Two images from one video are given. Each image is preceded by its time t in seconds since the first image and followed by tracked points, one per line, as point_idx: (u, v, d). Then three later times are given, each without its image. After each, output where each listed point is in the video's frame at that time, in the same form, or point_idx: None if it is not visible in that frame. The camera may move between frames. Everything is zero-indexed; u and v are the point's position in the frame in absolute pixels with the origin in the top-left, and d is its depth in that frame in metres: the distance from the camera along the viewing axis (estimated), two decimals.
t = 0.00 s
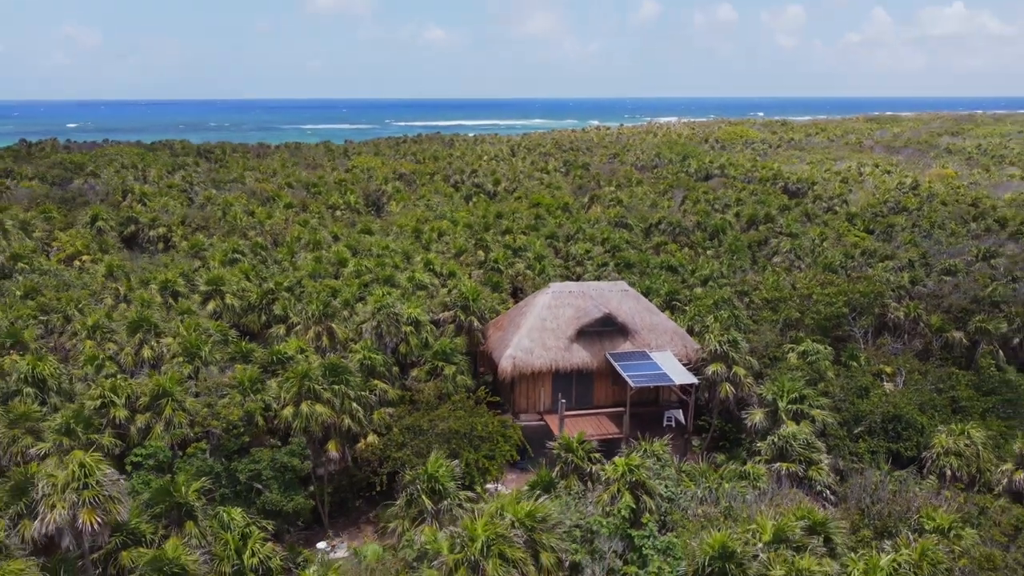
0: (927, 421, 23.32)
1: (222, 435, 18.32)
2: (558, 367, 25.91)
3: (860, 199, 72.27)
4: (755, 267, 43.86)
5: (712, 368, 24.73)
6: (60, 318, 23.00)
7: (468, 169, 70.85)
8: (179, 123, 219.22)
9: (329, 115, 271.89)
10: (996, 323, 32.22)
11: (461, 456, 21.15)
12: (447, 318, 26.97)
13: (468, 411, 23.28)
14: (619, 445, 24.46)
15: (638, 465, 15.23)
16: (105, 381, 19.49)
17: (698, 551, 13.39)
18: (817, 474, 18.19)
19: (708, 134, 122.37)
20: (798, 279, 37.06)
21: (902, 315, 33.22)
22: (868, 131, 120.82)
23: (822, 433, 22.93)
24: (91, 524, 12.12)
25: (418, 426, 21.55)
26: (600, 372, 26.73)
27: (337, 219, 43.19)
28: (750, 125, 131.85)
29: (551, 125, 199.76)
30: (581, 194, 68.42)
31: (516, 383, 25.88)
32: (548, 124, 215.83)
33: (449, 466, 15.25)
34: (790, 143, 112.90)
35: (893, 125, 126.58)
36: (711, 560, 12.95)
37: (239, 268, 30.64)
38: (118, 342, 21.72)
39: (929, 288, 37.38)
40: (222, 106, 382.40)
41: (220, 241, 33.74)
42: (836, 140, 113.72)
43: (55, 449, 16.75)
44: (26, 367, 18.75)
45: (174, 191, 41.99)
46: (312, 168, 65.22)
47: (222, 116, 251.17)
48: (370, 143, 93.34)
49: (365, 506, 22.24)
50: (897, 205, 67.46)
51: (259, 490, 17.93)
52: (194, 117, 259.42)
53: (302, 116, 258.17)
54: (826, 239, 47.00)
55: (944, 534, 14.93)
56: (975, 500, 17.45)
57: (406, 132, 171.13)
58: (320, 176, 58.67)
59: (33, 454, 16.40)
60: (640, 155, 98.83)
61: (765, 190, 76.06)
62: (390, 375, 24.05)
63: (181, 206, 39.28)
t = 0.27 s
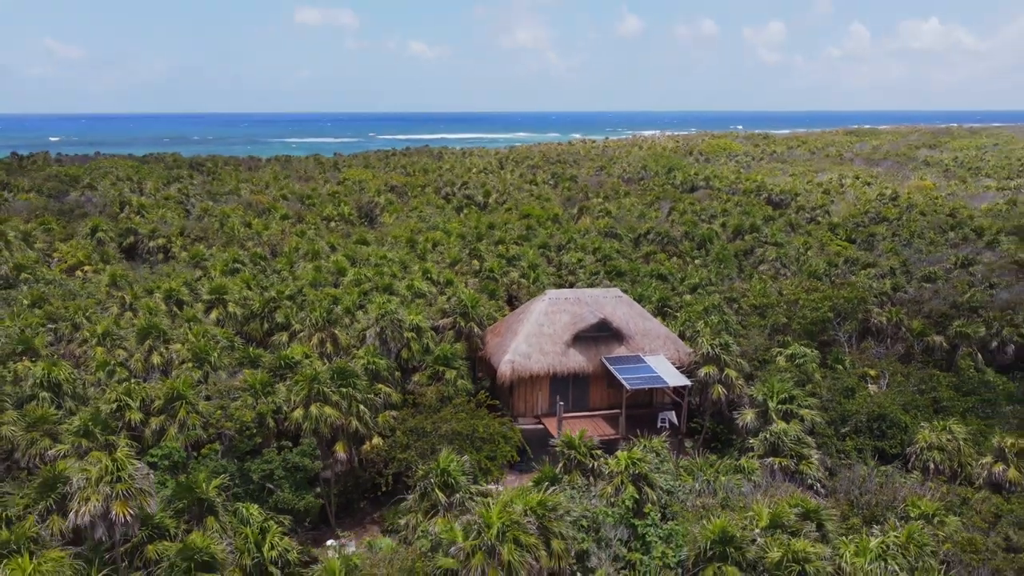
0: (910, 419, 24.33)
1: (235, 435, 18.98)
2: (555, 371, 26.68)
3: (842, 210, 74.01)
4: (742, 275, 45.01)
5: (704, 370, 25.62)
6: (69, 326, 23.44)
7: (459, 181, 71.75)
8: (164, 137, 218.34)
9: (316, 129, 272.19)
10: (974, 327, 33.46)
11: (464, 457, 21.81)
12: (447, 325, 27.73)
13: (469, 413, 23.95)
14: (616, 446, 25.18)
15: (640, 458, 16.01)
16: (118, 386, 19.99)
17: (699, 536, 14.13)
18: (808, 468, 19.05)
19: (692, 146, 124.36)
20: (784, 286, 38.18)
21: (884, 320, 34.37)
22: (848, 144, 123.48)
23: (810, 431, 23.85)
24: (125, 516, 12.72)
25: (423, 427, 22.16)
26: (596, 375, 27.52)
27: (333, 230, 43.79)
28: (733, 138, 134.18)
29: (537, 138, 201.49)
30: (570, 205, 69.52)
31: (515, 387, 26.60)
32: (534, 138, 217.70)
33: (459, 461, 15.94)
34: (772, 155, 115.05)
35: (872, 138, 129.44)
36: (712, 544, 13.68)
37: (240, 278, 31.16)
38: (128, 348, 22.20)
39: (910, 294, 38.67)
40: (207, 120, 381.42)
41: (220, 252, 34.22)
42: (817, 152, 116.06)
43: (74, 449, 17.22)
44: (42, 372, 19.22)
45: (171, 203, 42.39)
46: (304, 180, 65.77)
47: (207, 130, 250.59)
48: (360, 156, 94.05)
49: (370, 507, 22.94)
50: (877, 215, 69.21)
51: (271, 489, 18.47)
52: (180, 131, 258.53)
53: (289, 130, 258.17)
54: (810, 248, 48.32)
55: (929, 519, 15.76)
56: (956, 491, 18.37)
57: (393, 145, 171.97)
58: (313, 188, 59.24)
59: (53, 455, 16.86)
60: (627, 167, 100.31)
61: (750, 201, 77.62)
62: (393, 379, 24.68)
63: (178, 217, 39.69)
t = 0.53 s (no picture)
0: (894, 418, 25.32)
1: (243, 437, 19.76)
2: (551, 374, 27.42)
3: (823, 219, 75.73)
4: (728, 282, 46.13)
5: (696, 371, 26.45)
6: (76, 333, 23.82)
7: (448, 192, 72.57)
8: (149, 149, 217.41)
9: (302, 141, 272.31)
10: (952, 330, 34.67)
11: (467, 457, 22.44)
12: (445, 331, 28.40)
13: (470, 415, 24.60)
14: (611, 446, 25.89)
15: (641, 452, 16.77)
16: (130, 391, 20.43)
17: (699, 524, 14.77)
18: (799, 463, 19.93)
19: (677, 158, 126.30)
20: (770, 292, 39.27)
21: (867, 324, 35.48)
22: (827, 155, 126.07)
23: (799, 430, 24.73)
24: (152, 510, 13.24)
25: (426, 429, 22.74)
26: (591, 379, 28.29)
27: (327, 239, 44.33)
28: (716, 150, 136.40)
29: (523, 150, 203.04)
30: (558, 216, 70.53)
31: (513, 390, 27.25)
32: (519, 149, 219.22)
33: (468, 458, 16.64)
34: (754, 166, 117.17)
35: (850, 149, 132.22)
36: (712, 531, 14.32)
37: (240, 286, 31.63)
38: (136, 354, 22.60)
39: (890, 300, 39.93)
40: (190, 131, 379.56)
41: (218, 261, 34.66)
42: (798, 164, 118.38)
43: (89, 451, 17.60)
44: (55, 377, 19.62)
45: (166, 214, 42.73)
46: (294, 191, 66.21)
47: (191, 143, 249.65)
48: (348, 167, 94.64)
49: (373, 508, 23.45)
50: (858, 224, 70.93)
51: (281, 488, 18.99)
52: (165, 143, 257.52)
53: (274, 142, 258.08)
54: (794, 257, 49.60)
55: (915, 507, 16.56)
56: (938, 482, 19.29)
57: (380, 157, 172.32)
58: (305, 199, 59.75)
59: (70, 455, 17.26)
60: (613, 178, 101.72)
61: (734, 211, 79.14)
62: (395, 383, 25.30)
63: (174, 228, 40.05)
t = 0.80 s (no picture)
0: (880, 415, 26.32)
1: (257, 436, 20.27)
2: (549, 377, 28.14)
3: (806, 227, 77.35)
4: (716, 288, 47.20)
5: (690, 373, 27.30)
6: (84, 339, 24.20)
7: (438, 202, 73.29)
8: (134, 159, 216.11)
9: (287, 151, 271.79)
10: (933, 333, 35.87)
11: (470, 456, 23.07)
12: (445, 335, 29.07)
13: (471, 416, 25.25)
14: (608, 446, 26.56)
15: (642, 446, 17.53)
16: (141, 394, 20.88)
17: (700, 512, 15.47)
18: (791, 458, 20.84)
19: (662, 168, 128.05)
20: (758, 298, 40.32)
21: (851, 327, 36.58)
22: (808, 165, 128.53)
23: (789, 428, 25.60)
24: (179, 502, 14.05)
25: (430, 430, 23.32)
26: (587, 381, 29.02)
27: (323, 247, 44.85)
28: (700, 160, 138.39)
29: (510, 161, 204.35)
30: (548, 224, 71.49)
31: (511, 392, 27.93)
32: (505, 160, 220.53)
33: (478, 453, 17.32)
34: (738, 176, 119.12)
35: (831, 159, 134.75)
36: (713, 519, 15.02)
37: (240, 293, 32.08)
38: (144, 358, 23.04)
39: (873, 304, 41.16)
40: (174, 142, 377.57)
41: (217, 269, 35.08)
42: (780, 173, 120.51)
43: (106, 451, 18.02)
44: (69, 380, 20.02)
45: (162, 222, 43.05)
46: (286, 200, 66.61)
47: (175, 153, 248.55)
48: (337, 177, 95.11)
49: (377, 507, 23.96)
50: (840, 232, 72.56)
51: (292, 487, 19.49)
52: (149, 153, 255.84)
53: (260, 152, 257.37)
54: (779, 263, 50.84)
55: (902, 495, 17.45)
56: (923, 475, 20.22)
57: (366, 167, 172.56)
58: (297, 208, 60.18)
59: (88, 455, 17.67)
60: (600, 187, 103.01)
61: (719, 219, 80.55)
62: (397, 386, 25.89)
63: (171, 236, 40.38)
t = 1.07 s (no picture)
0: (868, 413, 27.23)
1: (268, 436, 21.10)
2: (548, 378, 28.83)
3: (792, 234, 78.85)
4: (706, 292, 48.18)
5: (685, 373, 28.12)
6: (93, 343, 24.61)
7: (430, 210, 73.97)
8: (119, 167, 214.66)
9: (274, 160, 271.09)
10: (917, 334, 37.00)
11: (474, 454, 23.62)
12: (445, 338, 29.65)
13: (474, 416, 25.87)
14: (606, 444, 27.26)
15: (645, 441, 18.26)
16: (154, 395, 21.36)
17: (702, 501, 16.11)
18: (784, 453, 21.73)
19: (648, 175, 129.53)
20: (747, 302, 41.31)
21: (838, 329, 37.62)
22: (792, 173, 130.68)
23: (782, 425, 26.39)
24: (206, 493, 15.04)
25: (435, 429, 23.83)
26: (585, 382, 29.72)
27: (319, 254, 45.33)
28: (686, 168, 140.14)
29: (497, 169, 205.48)
30: (539, 231, 72.34)
31: (511, 393, 28.56)
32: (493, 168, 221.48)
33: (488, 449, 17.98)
34: (723, 184, 120.88)
35: (814, 167, 137.01)
36: (715, 507, 15.66)
37: (242, 299, 32.54)
38: (154, 361, 23.49)
39: (859, 308, 42.28)
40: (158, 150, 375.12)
41: (217, 275, 35.48)
42: (765, 181, 122.40)
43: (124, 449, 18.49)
44: (83, 381, 20.46)
45: (160, 229, 43.34)
46: (278, 208, 66.95)
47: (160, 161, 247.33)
48: (328, 185, 95.48)
49: (382, 505, 24.47)
50: (825, 238, 74.08)
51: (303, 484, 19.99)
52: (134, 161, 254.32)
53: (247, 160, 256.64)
54: (767, 269, 51.98)
55: (893, 485, 18.25)
56: (911, 467, 21.08)
57: (355, 175, 172.87)
58: (290, 215, 60.57)
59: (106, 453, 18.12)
60: (589, 195, 104.18)
61: (706, 226, 81.85)
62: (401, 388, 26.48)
63: (169, 243, 40.71)
